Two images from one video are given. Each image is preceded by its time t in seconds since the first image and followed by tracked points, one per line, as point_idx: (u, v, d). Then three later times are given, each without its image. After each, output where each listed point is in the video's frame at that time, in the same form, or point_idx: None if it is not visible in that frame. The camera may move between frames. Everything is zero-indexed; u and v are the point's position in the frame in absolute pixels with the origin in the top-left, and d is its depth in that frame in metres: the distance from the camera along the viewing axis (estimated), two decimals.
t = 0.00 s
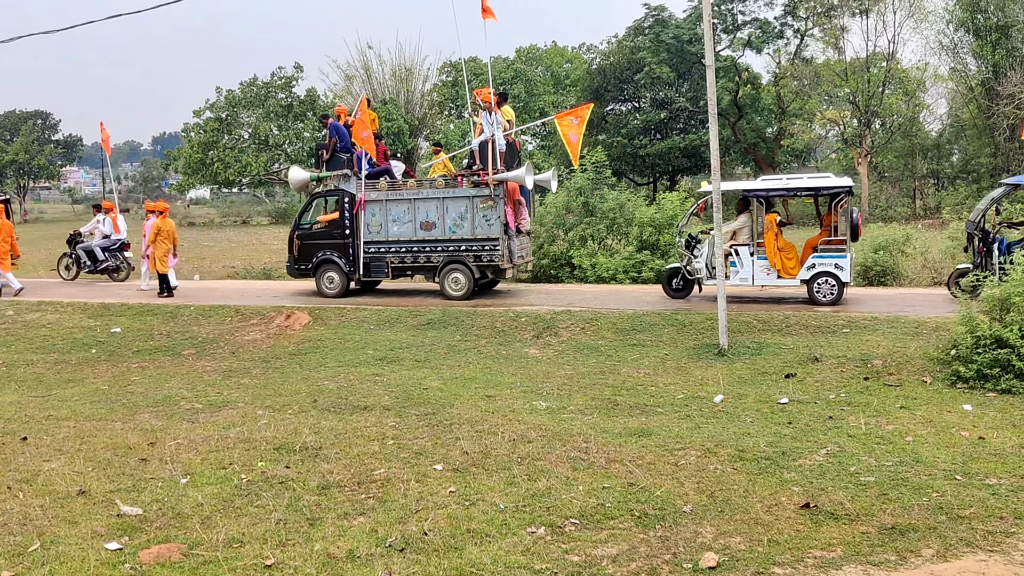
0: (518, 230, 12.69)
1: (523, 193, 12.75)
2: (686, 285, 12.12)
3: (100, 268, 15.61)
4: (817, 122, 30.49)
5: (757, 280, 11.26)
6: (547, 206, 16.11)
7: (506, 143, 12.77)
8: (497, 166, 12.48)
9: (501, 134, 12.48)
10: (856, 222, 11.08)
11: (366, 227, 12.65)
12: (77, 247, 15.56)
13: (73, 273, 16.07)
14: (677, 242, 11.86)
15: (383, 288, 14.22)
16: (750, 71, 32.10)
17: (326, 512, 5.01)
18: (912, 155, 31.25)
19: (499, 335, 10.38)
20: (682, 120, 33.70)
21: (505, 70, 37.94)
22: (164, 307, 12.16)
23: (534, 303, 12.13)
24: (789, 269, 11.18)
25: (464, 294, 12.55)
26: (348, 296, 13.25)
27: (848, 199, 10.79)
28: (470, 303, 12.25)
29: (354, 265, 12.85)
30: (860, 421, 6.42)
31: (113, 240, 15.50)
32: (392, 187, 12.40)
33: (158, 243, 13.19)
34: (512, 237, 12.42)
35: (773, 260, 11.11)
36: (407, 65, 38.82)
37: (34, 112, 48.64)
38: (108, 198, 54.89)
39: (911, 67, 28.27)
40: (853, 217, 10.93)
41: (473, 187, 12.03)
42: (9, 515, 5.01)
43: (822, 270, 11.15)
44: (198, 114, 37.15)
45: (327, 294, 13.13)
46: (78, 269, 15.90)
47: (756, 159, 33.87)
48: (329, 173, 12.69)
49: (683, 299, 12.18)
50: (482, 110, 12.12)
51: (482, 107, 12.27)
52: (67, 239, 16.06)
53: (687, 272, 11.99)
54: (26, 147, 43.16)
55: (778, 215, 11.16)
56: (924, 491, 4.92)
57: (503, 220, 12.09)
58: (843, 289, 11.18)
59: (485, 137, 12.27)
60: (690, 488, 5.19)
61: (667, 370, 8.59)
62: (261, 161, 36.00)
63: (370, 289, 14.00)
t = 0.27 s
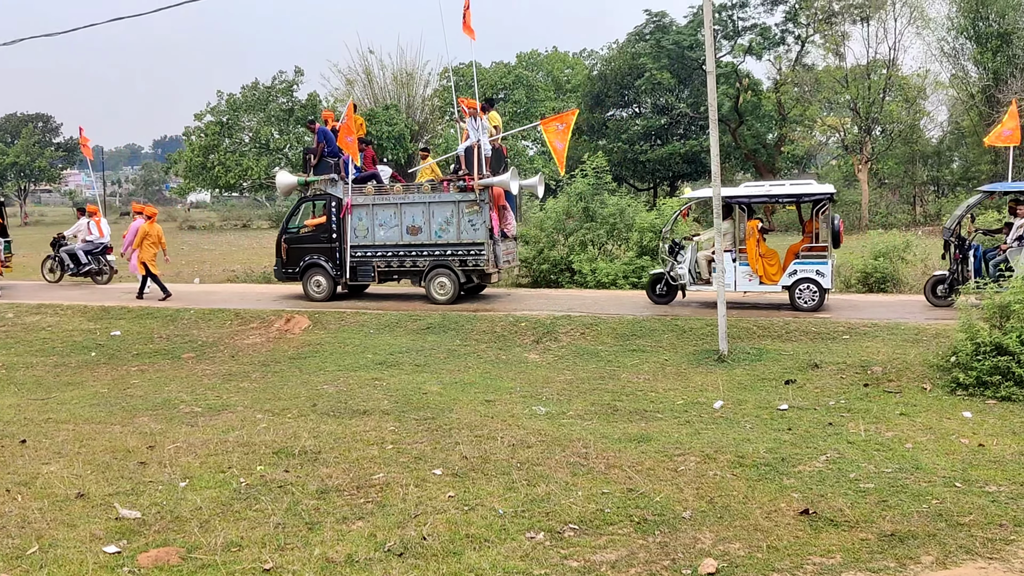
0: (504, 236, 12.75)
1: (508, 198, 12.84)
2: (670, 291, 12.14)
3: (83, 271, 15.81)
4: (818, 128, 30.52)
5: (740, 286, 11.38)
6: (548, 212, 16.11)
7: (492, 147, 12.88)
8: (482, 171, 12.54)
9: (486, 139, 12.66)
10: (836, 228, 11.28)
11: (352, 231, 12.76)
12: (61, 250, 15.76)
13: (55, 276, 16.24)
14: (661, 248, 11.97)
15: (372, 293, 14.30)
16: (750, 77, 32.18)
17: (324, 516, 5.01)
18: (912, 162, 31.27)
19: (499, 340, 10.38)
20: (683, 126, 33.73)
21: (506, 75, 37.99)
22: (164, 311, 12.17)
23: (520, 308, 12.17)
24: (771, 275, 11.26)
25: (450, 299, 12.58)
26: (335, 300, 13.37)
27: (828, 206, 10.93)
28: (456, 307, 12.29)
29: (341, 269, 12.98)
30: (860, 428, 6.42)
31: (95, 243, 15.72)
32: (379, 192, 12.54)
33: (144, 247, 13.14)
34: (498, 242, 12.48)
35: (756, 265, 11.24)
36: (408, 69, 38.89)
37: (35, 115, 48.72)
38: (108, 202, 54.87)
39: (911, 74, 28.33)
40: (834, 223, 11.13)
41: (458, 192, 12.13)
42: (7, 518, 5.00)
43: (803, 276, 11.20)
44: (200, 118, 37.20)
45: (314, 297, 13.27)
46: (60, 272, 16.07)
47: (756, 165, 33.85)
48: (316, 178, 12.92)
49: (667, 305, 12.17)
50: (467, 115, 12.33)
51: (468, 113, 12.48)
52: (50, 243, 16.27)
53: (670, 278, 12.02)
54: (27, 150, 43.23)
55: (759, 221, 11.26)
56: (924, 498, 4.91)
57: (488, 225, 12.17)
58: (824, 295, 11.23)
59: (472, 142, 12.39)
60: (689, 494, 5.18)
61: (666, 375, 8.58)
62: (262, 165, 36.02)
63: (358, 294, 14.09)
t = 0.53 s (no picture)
0: (493, 239, 12.78)
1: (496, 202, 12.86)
2: (654, 295, 12.24)
3: (67, 273, 15.82)
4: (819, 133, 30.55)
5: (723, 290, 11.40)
6: (549, 215, 16.08)
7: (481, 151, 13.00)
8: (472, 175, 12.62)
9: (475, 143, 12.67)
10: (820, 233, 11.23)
11: (341, 234, 12.80)
12: (45, 252, 15.83)
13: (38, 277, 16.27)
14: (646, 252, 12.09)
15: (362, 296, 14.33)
16: (752, 82, 32.27)
17: (324, 519, 5.00)
18: (913, 167, 31.21)
19: (499, 344, 10.38)
20: (684, 130, 33.78)
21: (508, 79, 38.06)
22: (165, 313, 12.17)
23: (508, 312, 12.17)
24: (754, 279, 11.26)
25: (438, 302, 12.53)
26: (324, 303, 13.39)
27: (812, 211, 10.88)
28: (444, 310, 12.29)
29: (329, 271, 13.02)
30: (860, 433, 6.41)
31: (80, 246, 15.81)
32: (367, 195, 12.59)
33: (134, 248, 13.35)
34: (486, 246, 12.52)
35: (739, 270, 11.23)
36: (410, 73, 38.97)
37: (38, 117, 48.85)
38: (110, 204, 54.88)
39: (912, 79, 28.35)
40: (817, 228, 11.08)
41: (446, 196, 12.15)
42: (7, 519, 5.01)
43: (786, 281, 11.16)
44: (201, 120, 37.27)
45: (303, 300, 13.28)
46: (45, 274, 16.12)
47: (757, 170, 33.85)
48: (306, 180, 12.89)
49: (652, 308, 12.27)
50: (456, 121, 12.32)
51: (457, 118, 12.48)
52: (35, 245, 16.33)
53: (656, 281, 12.09)
54: (30, 152, 43.34)
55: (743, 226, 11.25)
56: (924, 503, 4.91)
57: (476, 228, 12.19)
58: (807, 299, 11.24)
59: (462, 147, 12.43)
60: (689, 499, 5.18)
61: (667, 380, 8.57)
62: (264, 168, 36.08)
63: (348, 298, 14.12)
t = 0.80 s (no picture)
0: (480, 244, 12.93)
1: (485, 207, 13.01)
2: (639, 300, 12.17)
3: (52, 277, 15.84)
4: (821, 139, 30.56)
5: (706, 294, 11.62)
6: (551, 221, 16.07)
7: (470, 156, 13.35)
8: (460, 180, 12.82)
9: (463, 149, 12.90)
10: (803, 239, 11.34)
11: (331, 239, 12.81)
12: (29, 255, 15.77)
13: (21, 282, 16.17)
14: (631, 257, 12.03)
15: (351, 300, 14.31)
16: (754, 88, 32.37)
17: (326, 524, 5.00)
18: (916, 173, 30.94)
19: (502, 348, 10.37)
20: (686, 135, 33.80)
21: (511, 84, 38.13)
22: (167, 317, 12.17)
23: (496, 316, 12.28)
24: (737, 285, 11.38)
25: (427, 306, 12.67)
26: (314, 307, 13.34)
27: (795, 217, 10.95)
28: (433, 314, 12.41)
29: (320, 276, 12.98)
30: (863, 439, 6.40)
31: (65, 249, 15.85)
32: (357, 200, 12.63)
33: (126, 252, 13.48)
34: (474, 251, 12.67)
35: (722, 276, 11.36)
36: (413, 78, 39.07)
37: (41, 121, 49.01)
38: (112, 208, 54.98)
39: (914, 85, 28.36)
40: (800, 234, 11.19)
41: (436, 201, 12.25)
42: (9, 523, 5.01)
43: (769, 287, 11.24)
44: (204, 125, 37.34)
45: (293, 304, 13.17)
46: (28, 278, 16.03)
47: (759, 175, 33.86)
48: (296, 185, 12.94)
49: (636, 313, 12.18)
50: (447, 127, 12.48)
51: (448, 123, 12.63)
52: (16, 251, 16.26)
53: (640, 287, 12.12)
54: (32, 156, 43.45)
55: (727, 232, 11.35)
56: (926, 509, 4.90)
57: (465, 233, 12.32)
58: (791, 304, 11.25)
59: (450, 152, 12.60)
60: (691, 504, 5.17)
61: (669, 385, 8.56)
62: (266, 172, 36.15)
63: (338, 302, 14.04)
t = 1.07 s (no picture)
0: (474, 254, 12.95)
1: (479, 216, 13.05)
2: (629, 309, 12.29)
3: (43, 285, 15.96)
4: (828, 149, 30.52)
5: (695, 304, 11.61)
6: (557, 231, 16.07)
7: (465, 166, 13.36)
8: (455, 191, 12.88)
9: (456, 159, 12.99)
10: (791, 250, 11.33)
11: (326, 248, 12.89)
12: (21, 264, 15.86)
13: (14, 289, 16.29)
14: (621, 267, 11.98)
15: (347, 309, 14.38)
16: (760, 98, 32.43)
17: (332, 534, 5.00)
18: (924, 184, 31.06)
19: (508, 358, 10.38)
20: (693, 146, 33.80)
21: (518, 95, 38.27)
22: (174, 326, 12.22)
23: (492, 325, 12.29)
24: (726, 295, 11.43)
25: (421, 316, 12.66)
26: (309, 316, 13.43)
27: (782, 228, 11.00)
28: (426, 323, 12.42)
29: (315, 285, 13.08)
30: (870, 450, 6.37)
31: (57, 257, 15.91)
32: (352, 209, 12.70)
33: (118, 262, 13.52)
34: (468, 260, 12.70)
35: (711, 286, 11.43)
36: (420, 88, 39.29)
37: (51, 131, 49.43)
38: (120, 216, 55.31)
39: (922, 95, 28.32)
40: (788, 245, 11.23)
41: (430, 211, 12.31)
42: (15, 532, 5.03)
43: (757, 297, 11.22)
44: (212, 134, 37.55)
45: (288, 313, 13.35)
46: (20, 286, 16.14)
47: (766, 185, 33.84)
48: (291, 195, 12.95)
49: (626, 322, 12.32)
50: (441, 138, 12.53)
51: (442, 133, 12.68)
52: (9, 257, 16.33)
53: (630, 296, 12.18)
54: (42, 166, 43.82)
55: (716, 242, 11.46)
56: (934, 521, 4.87)
57: (459, 243, 12.35)
58: (778, 315, 11.24)
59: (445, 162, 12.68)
60: (697, 516, 5.15)
61: (675, 396, 8.55)
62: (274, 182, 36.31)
63: (334, 310, 14.18)
